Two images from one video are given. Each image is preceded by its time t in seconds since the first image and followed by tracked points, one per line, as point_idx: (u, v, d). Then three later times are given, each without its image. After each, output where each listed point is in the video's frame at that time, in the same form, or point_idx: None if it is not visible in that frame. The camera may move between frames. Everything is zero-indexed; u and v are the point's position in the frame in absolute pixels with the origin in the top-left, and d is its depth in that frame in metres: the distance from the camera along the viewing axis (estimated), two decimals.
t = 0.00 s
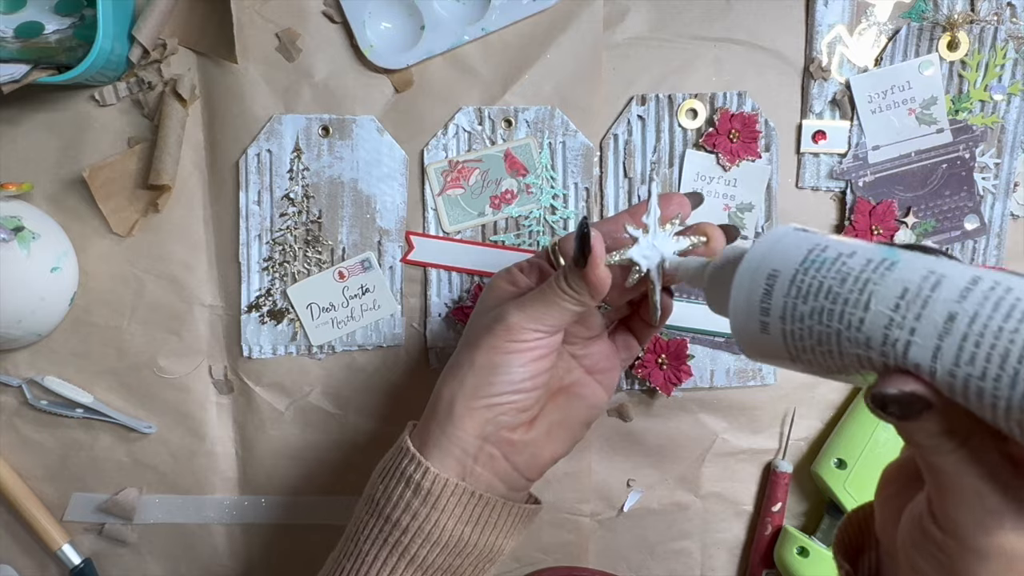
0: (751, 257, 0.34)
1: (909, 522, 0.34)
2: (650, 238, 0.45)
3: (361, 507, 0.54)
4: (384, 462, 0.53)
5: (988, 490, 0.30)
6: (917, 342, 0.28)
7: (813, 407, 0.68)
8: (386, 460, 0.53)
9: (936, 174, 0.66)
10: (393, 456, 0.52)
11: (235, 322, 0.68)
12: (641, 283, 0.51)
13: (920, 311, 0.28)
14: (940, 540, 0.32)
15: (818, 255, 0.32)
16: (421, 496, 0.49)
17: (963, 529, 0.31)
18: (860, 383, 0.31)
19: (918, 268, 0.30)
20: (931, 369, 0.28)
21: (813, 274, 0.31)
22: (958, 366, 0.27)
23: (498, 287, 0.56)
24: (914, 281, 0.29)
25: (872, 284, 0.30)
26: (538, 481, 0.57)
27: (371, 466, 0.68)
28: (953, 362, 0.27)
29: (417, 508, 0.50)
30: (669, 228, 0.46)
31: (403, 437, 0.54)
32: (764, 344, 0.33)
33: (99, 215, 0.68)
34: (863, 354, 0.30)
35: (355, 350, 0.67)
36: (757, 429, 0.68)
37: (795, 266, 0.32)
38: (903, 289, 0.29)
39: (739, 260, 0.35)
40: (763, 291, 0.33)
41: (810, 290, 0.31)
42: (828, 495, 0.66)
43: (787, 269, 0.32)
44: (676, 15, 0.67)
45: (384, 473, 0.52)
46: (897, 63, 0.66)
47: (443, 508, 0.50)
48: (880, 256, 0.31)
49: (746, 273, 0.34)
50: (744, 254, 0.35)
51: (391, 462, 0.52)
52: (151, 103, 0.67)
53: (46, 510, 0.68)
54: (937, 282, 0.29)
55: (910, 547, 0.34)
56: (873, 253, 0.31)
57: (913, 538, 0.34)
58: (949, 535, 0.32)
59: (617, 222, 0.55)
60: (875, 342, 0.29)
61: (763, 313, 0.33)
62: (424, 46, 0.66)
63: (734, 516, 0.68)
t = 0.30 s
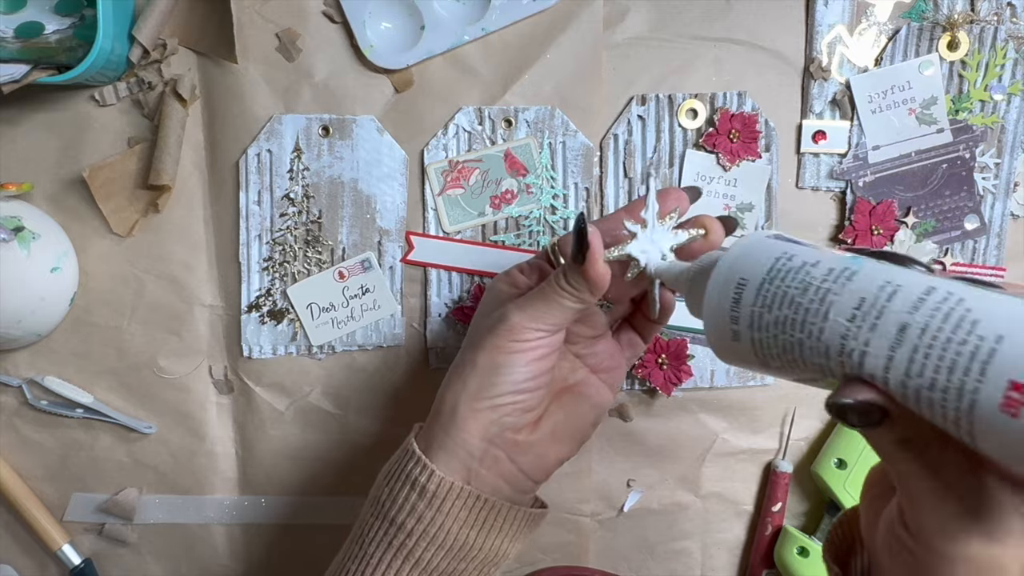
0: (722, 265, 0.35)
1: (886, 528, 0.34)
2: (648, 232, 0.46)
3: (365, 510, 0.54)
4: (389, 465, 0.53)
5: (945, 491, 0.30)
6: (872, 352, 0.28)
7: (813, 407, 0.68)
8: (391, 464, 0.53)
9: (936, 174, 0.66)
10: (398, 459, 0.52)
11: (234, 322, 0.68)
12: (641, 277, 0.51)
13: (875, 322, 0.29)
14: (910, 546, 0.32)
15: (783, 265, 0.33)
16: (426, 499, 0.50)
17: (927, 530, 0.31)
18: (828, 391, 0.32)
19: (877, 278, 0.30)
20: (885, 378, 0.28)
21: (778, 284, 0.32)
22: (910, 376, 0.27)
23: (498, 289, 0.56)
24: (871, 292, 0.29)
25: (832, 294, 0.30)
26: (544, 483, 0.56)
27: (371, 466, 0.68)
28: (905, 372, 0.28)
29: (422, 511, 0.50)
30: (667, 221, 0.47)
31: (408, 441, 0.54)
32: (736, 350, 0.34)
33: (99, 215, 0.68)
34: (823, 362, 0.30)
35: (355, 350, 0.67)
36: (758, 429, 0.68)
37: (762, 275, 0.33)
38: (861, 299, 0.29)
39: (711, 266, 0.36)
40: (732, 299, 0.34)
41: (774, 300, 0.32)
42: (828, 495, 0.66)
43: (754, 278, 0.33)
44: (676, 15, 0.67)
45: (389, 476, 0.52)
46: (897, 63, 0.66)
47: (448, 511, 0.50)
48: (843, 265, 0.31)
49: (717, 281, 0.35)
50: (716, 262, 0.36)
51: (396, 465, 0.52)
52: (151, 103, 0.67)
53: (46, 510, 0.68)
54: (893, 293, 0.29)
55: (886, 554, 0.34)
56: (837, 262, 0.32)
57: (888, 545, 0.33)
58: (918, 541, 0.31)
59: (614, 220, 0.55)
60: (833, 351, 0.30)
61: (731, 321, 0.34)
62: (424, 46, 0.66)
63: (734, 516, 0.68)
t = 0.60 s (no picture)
0: (714, 261, 0.35)
1: (875, 528, 0.33)
2: (653, 239, 0.48)
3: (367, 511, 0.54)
4: (392, 466, 0.53)
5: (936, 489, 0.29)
6: (865, 349, 0.28)
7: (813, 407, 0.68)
8: (393, 465, 0.53)
9: (936, 174, 0.66)
10: (400, 460, 0.52)
11: (234, 322, 0.68)
12: (642, 279, 0.51)
13: (868, 317, 0.29)
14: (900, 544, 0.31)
15: (775, 260, 0.33)
16: (429, 501, 0.50)
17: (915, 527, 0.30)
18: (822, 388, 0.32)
19: (870, 274, 0.30)
20: (879, 374, 0.28)
21: (769, 280, 0.32)
22: (903, 371, 0.27)
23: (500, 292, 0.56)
24: (864, 288, 0.29)
25: (824, 290, 0.30)
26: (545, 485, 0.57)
27: (371, 466, 0.68)
28: (898, 367, 0.27)
29: (424, 513, 0.50)
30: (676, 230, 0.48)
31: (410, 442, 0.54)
32: (727, 346, 0.34)
33: (99, 215, 0.68)
34: (816, 358, 0.30)
35: (355, 350, 0.67)
36: (758, 429, 0.68)
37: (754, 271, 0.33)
38: (853, 295, 0.29)
39: (700, 264, 0.36)
40: (723, 294, 0.34)
41: (766, 296, 0.32)
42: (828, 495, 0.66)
43: (746, 274, 0.33)
44: (676, 15, 0.67)
45: (391, 477, 0.52)
46: (897, 63, 0.66)
47: (450, 514, 0.50)
48: (834, 262, 0.31)
49: (709, 277, 0.35)
50: (706, 259, 0.36)
51: (398, 466, 0.52)
52: (151, 103, 0.67)
53: (46, 510, 0.68)
54: (886, 288, 0.29)
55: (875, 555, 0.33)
56: (828, 258, 0.32)
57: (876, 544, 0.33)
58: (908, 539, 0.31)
59: (617, 223, 0.53)
60: (826, 347, 0.30)
61: (722, 317, 0.34)
62: (424, 46, 0.66)
63: (734, 516, 0.68)
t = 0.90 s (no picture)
0: (747, 255, 0.35)
1: (885, 530, 0.34)
2: (645, 239, 0.45)
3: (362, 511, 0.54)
4: (386, 466, 0.53)
5: (962, 500, 0.29)
6: (898, 350, 0.28)
7: (813, 407, 0.68)
8: (387, 465, 0.53)
9: (936, 174, 0.66)
10: (394, 460, 0.52)
11: (234, 322, 0.68)
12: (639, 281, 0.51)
13: (904, 319, 0.29)
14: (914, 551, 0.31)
15: (811, 255, 0.33)
16: (423, 499, 0.49)
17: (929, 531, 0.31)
18: (846, 388, 0.32)
19: (910, 276, 0.30)
20: (910, 377, 0.28)
21: (805, 275, 0.32)
22: (936, 375, 0.27)
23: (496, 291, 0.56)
24: (903, 289, 0.29)
25: (861, 288, 0.30)
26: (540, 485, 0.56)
27: (371, 466, 0.68)
28: (932, 372, 0.28)
29: (418, 510, 0.50)
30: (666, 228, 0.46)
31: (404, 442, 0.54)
32: (754, 340, 0.34)
33: (99, 215, 0.68)
34: (846, 357, 0.30)
35: (355, 350, 0.67)
36: (757, 429, 0.68)
37: (788, 265, 0.33)
38: (891, 296, 0.29)
39: (734, 256, 0.36)
40: (754, 288, 0.34)
41: (800, 291, 0.32)
42: (828, 495, 0.66)
43: (780, 268, 0.33)
44: (676, 15, 0.67)
45: (385, 476, 0.52)
46: (897, 63, 0.66)
47: (445, 512, 0.50)
48: (872, 262, 0.31)
49: (741, 269, 0.34)
50: (740, 251, 0.36)
51: (393, 466, 0.52)
52: (151, 103, 0.67)
53: (46, 510, 0.68)
54: (925, 291, 0.29)
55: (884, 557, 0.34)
56: (867, 256, 0.32)
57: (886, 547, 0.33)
58: (923, 545, 0.31)
59: (616, 224, 0.56)
60: (858, 346, 0.30)
61: (753, 310, 0.34)
62: (424, 46, 0.66)
63: (734, 516, 0.68)
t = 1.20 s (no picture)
0: (752, 238, 0.35)
1: (889, 513, 0.34)
2: (653, 246, 0.46)
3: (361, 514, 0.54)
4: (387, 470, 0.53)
5: (966, 480, 0.30)
6: (904, 329, 0.29)
7: (813, 407, 0.68)
8: (387, 469, 0.53)
9: (936, 174, 0.66)
10: (394, 464, 0.52)
11: (234, 322, 0.68)
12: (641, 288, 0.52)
13: (911, 298, 0.29)
14: (918, 530, 0.32)
15: (818, 238, 0.33)
16: (424, 505, 0.50)
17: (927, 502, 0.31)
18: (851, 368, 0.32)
19: (916, 256, 0.30)
20: (916, 355, 0.28)
21: (812, 256, 0.32)
22: (941, 353, 0.28)
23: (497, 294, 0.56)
24: (909, 269, 0.29)
25: (867, 269, 0.30)
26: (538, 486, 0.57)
27: (372, 466, 0.68)
28: (937, 349, 0.28)
29: (419, 516, 0.50)
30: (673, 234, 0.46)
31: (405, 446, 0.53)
32: (759, 322, 0.34)
33: (99, 215, 0.68)
34: (852, 337, 0.30)
35: (355, 350, 0.67)
36: (757, 429, 0.68)
37: (795, 247, 0.33)
38: (898, 275, 0.30)
39: (740, 240, 0.36)
40: (761, 270, 0.33)
41: (807, 272, 0.32)
42: (828, 496, 0.66)
43: (786, 250, 0.33)
44: (676, 15, 0.67)
45: (384, 480, 0.52)
46: (897, 63, 0.66)
47: (447, 519, 0.50)
48: (878, 243, 0.31)
49: (747, 252, 0.34)
50: (745, 236, 0.36)
51: (393, 470, 0.52)
52: (151, 103, 0.67)
53: (46, 510, 0.68)
54: (932, 270, 0.29)
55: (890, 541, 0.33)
56: (873, 238, 0.32)
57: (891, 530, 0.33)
58: (925, 524, 0.31)
59: (617, 225, 0.55)
60: (864, 325, 0.30)
61: (758, 292, 0.33)
62: (424, 46, 0.66)
63: (733, 516, 0.68)
